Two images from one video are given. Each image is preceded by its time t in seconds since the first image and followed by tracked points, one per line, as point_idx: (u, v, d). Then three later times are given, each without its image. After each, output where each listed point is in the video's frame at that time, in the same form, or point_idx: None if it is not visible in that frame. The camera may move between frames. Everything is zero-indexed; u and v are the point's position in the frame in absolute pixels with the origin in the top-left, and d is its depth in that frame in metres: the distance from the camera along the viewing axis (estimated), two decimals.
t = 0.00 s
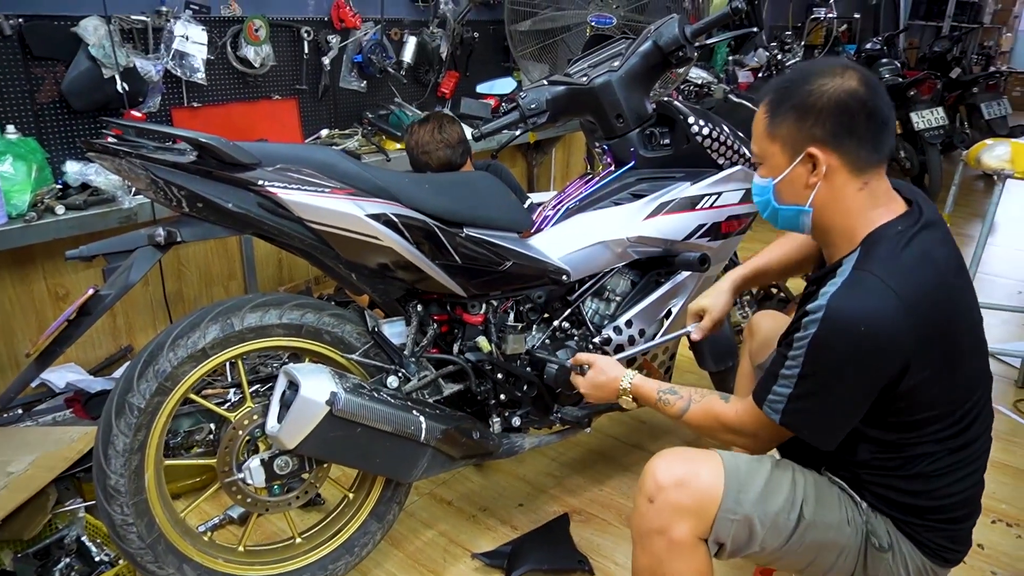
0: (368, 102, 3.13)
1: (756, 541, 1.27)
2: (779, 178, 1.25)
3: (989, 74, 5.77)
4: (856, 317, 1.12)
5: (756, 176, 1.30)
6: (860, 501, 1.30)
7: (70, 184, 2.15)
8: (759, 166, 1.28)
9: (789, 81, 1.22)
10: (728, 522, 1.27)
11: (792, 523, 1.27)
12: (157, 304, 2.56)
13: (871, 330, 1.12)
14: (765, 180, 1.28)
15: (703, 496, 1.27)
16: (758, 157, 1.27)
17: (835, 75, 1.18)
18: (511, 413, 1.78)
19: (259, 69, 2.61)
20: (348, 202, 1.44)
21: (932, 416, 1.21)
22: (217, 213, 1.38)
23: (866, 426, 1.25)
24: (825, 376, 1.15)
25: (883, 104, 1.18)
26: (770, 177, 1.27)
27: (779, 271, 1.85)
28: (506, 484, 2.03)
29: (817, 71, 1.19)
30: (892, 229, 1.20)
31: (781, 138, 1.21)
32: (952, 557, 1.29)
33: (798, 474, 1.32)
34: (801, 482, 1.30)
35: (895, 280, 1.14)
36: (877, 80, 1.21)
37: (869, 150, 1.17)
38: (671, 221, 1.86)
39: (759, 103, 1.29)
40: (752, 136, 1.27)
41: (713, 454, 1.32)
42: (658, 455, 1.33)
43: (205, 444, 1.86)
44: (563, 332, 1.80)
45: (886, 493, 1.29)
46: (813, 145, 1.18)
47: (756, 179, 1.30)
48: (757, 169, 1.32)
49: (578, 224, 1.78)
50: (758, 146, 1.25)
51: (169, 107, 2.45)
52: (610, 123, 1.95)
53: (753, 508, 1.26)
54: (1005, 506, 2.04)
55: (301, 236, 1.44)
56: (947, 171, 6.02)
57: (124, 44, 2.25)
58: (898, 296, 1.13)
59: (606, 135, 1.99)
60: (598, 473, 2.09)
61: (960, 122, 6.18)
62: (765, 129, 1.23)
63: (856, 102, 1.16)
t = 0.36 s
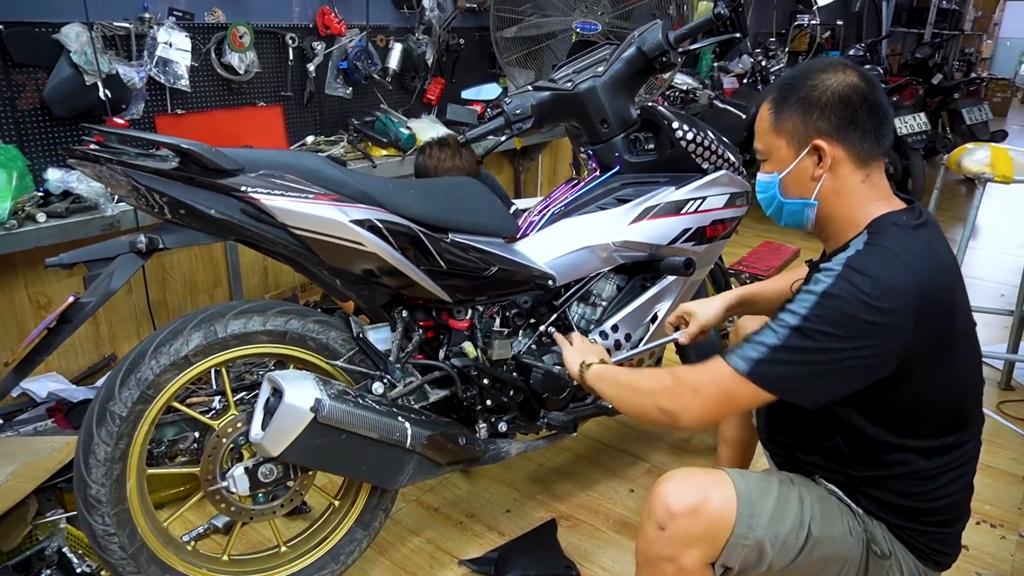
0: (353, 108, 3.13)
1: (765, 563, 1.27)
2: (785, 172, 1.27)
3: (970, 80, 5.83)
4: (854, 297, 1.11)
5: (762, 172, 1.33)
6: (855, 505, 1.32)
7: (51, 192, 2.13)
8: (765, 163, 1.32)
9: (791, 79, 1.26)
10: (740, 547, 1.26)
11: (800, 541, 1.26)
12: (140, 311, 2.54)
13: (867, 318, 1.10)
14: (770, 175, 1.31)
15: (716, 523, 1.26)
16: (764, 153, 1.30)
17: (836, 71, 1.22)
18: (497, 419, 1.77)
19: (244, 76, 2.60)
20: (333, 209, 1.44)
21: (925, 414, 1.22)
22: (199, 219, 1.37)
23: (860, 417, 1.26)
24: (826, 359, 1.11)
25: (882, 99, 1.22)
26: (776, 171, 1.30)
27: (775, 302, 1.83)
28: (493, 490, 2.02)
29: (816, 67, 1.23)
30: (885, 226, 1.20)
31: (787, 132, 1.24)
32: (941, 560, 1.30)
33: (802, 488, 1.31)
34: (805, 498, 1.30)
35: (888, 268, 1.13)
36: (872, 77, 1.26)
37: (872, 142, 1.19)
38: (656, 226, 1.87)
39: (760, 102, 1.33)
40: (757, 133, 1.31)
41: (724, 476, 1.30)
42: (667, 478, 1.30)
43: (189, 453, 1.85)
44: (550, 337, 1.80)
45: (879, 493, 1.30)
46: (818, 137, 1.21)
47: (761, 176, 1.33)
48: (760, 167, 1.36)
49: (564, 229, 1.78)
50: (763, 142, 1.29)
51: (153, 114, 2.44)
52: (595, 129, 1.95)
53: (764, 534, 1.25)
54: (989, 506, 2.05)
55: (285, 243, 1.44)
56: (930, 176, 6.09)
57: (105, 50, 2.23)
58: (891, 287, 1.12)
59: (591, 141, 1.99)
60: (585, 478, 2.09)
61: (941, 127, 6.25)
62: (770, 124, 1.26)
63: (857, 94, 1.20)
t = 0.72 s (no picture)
0: (341, 114, 3.14)
1: (742, 564, 1.28)
2: (712, 201, 1.28)
3: (955, 85, 5.88)
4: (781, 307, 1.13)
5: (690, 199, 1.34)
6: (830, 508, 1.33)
7: (36, 198, 2.13)
8: (692, 191, 1.32)
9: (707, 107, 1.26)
10: (715, 548, 1.28)
11: (776, 542, 1.28)
12: (126, 316, 2.53)
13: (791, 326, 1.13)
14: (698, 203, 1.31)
15: (690, 525, 1.27)
16: (690, 183, 1.31)
17: (749, 97, 1.23)
18: (482, 422, 1.78)
19: (231, 82, 2.61)
20: (316, 213, 1.44)
21: (876, 418, 1.24)
22: (182, 225, 1.38)
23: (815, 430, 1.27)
24: (752, 368, 1.15)
25: (795, 118, 1.23)
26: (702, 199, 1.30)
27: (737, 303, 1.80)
28: (479, 495, 2.03)
29: (728, 96, 1.23)
30: (827, 231, 1.22)
31: (709, 163, 1.25)
32: (918, 555, 1.33)
33: (777, 490, 1.32)
34: (779, 498, 1.31)
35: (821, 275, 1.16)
36: (784, 95, 1.27)
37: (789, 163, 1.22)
38: (640, 230, 1.88)
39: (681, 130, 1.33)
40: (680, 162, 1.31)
41: (700, 479, 1.31)
42: (644, 481, 1.31)
43: (175, 458, 1.84)
44: (535, 341, 1.81)
45: (848, 499, 1.31)
46: (740, 165, 1.22)
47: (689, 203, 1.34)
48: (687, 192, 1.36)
49: (547, 233, 1.79)
50: (688, 172, 1.29)
51: (139, 120, 2.45)
52: (579, 134, 1.97)
53: (740, 534, 1.27)
54: (970, 508, 2.07)
55: (268, 247, 1.44)
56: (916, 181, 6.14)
57: (91, 56, 2.24)
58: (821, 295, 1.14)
59: (575, 146, 2.01)
60: (571, 482, 2.10)
61: (927, 132, 6.31)
62: (692, 155, 1.27)
63: (771, 119, 1.21)
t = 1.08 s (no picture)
0: (334, 119, 3.15)
1: (723, 562, 1.30)
2: (635, 246, 1.25)
3: (946, 89, 5.92)
4: (731, 336, 1.13)
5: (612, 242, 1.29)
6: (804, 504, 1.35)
7: (28, 202, 2.13)
8: (614, 236, 1.27)
9: (616, 153, 1.21)
10: (695, 547, 1.29)
11: (755, 539, 1.30)
12: (120, 320, 2.53)
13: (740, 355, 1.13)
14: (621, 247, 1.27)
15: (670, 525, 1.29)
16: (611, 229, 1.26)
17: (656, 141, 1.18)
18: (473, 424, 1.80)
19: (224, 86, 2.62)
20: (307, 217, 1.45)
21: (831, 425, 1.26)
22: (174, 228, 1.39)
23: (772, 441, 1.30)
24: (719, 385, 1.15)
25: (706, 150, 1.19)
26: (625, 243, 1.26)
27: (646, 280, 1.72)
28: (471, 497, 2.04)
29: (637, 140, 1.19)
30: (771, 242, 1.25)
31: (627, 211, 1.21)
32: (895, 544, 1.35)
33: (754, 489, 1.33)
34: (756, 495, 1.32)
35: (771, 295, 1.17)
36: (694, 126, 1.23)
37: (705, 200, 1.19)
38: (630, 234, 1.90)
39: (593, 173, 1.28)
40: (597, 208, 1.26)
41: (678, 479, 1.32)
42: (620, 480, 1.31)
43: (167, 461, 1.85)
44: (525, 344, 1.83)
45: (817, 500, 1.33)
46: (659, 212, 1.19)
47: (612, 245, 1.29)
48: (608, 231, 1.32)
49: (537, 237, 1.81)
50: (607, 219, 1.24)
51: (133, 124, 2.45)
52: (569, 138, 1.99)
53: (719, 532, 1.29)
54: (958, 507, 2.09)
55: (259, 251, 1.45)
56: (908, 183, 6.17)
57: (84, 61, 2.25)
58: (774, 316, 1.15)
59: (565, 151, 2.03)
60: (563, 483, 2.11)
61: (919, 135, 6.35)
62: (609, 204, 1.22)
63: (683, 160, 1.17)
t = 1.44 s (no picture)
0: (331, 124, 3.16)
1: (719, 562, 1.31)
2: (593, 304, 1.23)
3: (940, 93, 5.96)
4: (709, 366, 1.14)
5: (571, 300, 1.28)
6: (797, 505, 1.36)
7: (26, 206, 2.14)
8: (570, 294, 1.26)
9: (561, 215, 1.18)
10: (693, 544, 1.30)
11: (751, 539, 1.30)
12: (117, 324, 2.54)
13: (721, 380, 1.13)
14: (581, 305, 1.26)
15: (667, 527, 1.28)
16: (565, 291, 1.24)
17: (599, 203, 1.15)
18: (470, 428, 1.81)
19: (221, 91, 2.63)
20: (304, 222, 1.46)
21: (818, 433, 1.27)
22: (171, 233, 1.39)
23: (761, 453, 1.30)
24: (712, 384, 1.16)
25: (652, 202, 1.16)
26: (582, 301, 1.24)
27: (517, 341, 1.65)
28: (468, 500, 2.05)
29: (580, 203, 1.15)
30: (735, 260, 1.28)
31: (578, 274, 1.18)
32: (887, 539, 1.37)
33: (750, 490, 1.34)
34: (752, 497, 1.33)
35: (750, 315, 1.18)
36: (639, 178, 1.20)
37: (658, 256, 1.16)
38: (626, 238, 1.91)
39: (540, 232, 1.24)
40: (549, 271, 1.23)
41: (675, 480, 1.29)
42: (618, 488, 1.30)
43: (165, 465, 1.86)
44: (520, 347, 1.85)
45: (811, 503, 1.35)
46: (611, 272, 1.16)
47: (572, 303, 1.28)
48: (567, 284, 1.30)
49: (533, 241, 1.82)
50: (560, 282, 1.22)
51: (130, 129, 2.46)
52: (564, 142, 2.00)
53: (716, 530, 1.29)
54: (952, 509, 2.10)
55: (257, 255, 1.46)
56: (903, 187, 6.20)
57: (81, 66, 2.26)
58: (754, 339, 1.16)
59: (561, 155, 2.04)
60: (559, 486, 2.12)
61: (914, 139, 6.38)
62: (559, 267, 1.19)
63: (629, 221, 1.14)
